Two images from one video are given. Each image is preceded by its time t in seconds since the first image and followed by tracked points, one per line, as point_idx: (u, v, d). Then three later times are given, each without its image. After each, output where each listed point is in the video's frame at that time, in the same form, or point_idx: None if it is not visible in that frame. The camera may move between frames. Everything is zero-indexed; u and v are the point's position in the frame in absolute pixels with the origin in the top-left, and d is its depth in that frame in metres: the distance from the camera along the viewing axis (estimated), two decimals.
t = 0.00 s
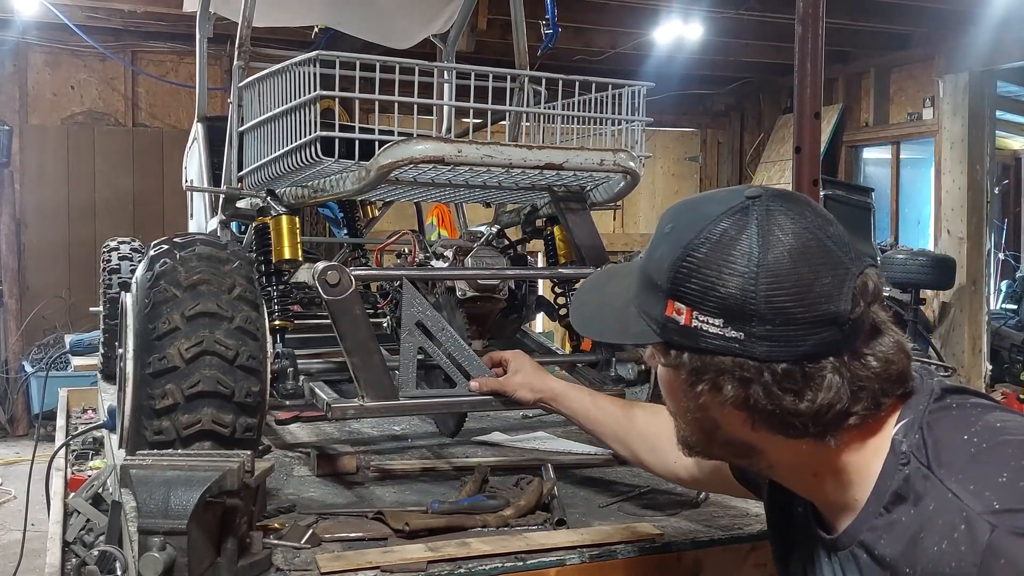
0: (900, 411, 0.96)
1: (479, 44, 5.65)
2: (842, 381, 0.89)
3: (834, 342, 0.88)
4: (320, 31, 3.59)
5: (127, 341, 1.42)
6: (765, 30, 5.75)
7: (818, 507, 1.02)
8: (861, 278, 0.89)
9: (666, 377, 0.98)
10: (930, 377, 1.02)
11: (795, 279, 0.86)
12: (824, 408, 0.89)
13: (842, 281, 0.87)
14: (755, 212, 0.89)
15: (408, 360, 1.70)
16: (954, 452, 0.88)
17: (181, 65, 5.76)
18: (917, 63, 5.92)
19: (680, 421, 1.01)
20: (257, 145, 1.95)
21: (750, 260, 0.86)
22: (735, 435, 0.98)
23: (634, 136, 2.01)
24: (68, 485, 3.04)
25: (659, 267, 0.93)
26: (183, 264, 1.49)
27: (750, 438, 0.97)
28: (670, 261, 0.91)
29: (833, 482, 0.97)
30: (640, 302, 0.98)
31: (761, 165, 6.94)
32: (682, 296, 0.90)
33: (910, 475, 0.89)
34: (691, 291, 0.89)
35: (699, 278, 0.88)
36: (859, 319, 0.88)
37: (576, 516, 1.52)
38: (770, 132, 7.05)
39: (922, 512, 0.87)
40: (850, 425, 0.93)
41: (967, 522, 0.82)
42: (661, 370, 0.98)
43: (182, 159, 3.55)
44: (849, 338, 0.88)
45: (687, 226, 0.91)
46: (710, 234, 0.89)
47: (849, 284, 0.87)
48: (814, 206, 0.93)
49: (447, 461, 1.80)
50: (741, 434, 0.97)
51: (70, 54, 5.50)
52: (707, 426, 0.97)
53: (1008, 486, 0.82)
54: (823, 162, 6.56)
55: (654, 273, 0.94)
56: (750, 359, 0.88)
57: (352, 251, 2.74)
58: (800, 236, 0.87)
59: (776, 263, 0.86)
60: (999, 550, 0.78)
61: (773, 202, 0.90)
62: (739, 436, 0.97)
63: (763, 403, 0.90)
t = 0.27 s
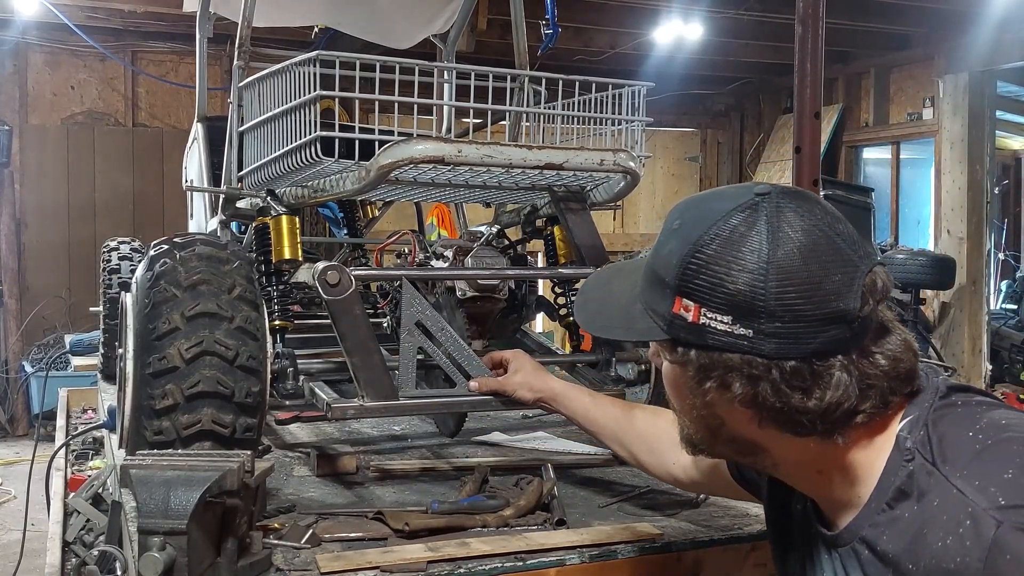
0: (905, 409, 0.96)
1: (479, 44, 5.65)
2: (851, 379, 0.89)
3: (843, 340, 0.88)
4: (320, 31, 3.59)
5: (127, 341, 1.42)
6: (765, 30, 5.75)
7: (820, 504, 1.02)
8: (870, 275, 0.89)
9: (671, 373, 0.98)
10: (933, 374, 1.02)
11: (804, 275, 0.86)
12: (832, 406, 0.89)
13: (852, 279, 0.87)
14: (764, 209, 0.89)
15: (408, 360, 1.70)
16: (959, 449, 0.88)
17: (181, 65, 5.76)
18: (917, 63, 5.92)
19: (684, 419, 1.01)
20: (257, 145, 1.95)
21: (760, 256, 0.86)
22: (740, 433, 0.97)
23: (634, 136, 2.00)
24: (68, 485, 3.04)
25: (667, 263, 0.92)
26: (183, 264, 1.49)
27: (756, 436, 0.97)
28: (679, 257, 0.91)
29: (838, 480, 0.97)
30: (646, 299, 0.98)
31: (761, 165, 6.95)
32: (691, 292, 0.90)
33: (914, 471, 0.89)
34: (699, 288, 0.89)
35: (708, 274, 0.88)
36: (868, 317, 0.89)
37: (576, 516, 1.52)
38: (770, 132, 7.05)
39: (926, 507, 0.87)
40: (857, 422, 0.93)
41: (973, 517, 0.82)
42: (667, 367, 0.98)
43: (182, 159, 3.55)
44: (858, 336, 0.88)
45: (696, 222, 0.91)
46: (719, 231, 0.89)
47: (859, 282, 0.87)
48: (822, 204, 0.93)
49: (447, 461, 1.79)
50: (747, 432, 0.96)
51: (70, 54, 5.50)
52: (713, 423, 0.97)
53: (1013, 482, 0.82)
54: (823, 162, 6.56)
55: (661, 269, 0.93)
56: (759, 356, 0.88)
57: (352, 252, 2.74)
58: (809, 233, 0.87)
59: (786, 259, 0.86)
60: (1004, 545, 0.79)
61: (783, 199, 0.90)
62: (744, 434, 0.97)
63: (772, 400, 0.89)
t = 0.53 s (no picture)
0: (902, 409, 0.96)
1: (479, 44, 5.65)
2: (850, 380, 0.89)
3: (842, 341, 0.88)
4: (320, 31, 3.59)
5: (127, 341, 1.42)
6: (765, 30, 5.76)
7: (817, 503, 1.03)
8: (868, 276, 0.89)
9: (671, 373, 0.98)
10: (931, 374, 1.03)
11: (804, 276, 0.86)
12: (831, 407, 0.89)
13: (851, 279, 0.87)
14: (764, 209, 0.89)
15: (407, 360, 1.70)
16: (956, 449, 0.88)
17: (181, 65, 5.76)
18: (917, 63, 5.92)
19: (684, 418, 1.01)
20: (256, 145, 1.95)
21: (759, 256, 0.86)
22: (740, 433, 0.97)
23: (634, 136, 2.00)
24: (68, 485, 3.04)
25: (667, 264, 0.93)
26: (183, 264, 1.49)
27: (755, 436, 0.97)
28: (678, 257, 0.91)
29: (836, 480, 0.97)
30: (645, 299, 0.98)
31: (761, 164, 6.95)
32: (690, 293, 0.90)
33: (911, 470, 0.89)
34: (699, 288, 0.89)
35: (707, 275, 0.88)
36: (867, 318, 0.89)
37: (576, 516, 1.52)
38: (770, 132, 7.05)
39: (923, 507, 0.87)
40: (857, 423, 0.93)
41: (970, 516, 0.82)
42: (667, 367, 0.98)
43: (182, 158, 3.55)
44: (857, 337, 0.89)
45: (695, 223, 0.91)
46: (719, 231, 0.89)
47: (858, 283, 0.87)
48: (822, 204, 0.93)
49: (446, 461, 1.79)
50: (747, 432, 0.96)
51: (70, 54, 5.50)
52: (712, 423, 0.97)
53: (1010, 482, 0.82)
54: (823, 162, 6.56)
55: (661, 270, 0.94)
56: (758, 356, 0.88)
57: (352, 252, 2.74)
58: (809, 233, 0.87)
59: (786, 259, 0.86)
60: (1001, 545, 0.78)
61: (782, 199, 0.90)
62: (744, 434, 0.97)
63: (771, 400, 0.89)
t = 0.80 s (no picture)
0: (902, 410, 0.96)
1: (479, 44, 5.65)
2: (852, 379, 0.89)
3: (844, 340, 0.88)
4: (320, 30, 3.59)
5: (127, 341, 1.42)
6: (765, 30, 5.76)
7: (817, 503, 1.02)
8: (869, 275, 0.89)
9: (672, 371, 0.98)
10: (932, 374, 1.02)
11: (806, 275, 0.86)
12: (832, 406, 0.89)
13: (853, 278, 0.87)
14: (765, 208, 0.89)
15: (407, 360, 1.70)
16: (956, 450, 0.88)
17: (181, 65, 5.77)
18: (917, 63, 5.92)
19: (684, 416, 1.01)
20: (257, 145, 1.95)
21: (761, 256, 0.86)
22: (740, 432, 0.97)
23: (634, 136, 2.00)
24: (68, 485, 3.03)
25: (667, 263, 0.92)
26: (183, 264, 1.49)
27: (755, 435, 0.96)
28: (680, 256, 0.91)
29: (836, 480, 0.97)
30: (646, 298, 0.98)
31: (762, 164, 6.95)
32: (692, 291, 0.90)
33: (911, 471, 0.89)
34: (700, 287, 0.89)
35: (708, 274, 0.88)
36: (868, 317, 0.89)
37: (576, 516, 1.52)
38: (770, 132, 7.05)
39: (923, 508, 0.87)
40: (858, 423, 0.93)
41: (970, 518, 0.82)
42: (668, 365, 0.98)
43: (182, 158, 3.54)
44: (858, 336, 0.89)
45: (697, 221, 0.91)
46: (720, 230, 0.89)
47: (860, 282, 0.87)
48: (823, 202, 0.93)
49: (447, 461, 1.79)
50: (747, 431, 0.96)
51: (70, 54, 5.50)
52: (712, 422, 0.97)
53: (1010, 483, 0.82)
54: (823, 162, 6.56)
55: (662, 268, 0.93)
56: (759, 355, 0.88)
57: (352, 252, 2.74)
58: (811, 232, 0.87)
59: (788, 258, 0.86)
60: (1002, 548, 0.79)
61: (784, 198, 0.90)
62: (744, 433, 0.97)
63: (772, 399, 0.89)
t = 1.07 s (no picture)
0: (910, 405, 0.96)
1: (479, 44, 5.65)
2: (862, 366, 0.89)
3: (856, 327, 0.88)
4: (320, 31, 3.59)
5: (127, 341, 1.42)
6: (765, 30, 5.76)
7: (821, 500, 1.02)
8: (885, 267, 0.90)
9: (682, 352, 0.98)
10: (939, 371, 1.03)
11: (824, 260, 0.86)
12: (841, 392, 0.89)
13: (869, 269, 0.87)
14: (789, 192, 0.89)
15: (407, 360, 1.70)
16: (963, 447, 0.88)
17: (181, 65, 5.77)
18: (917, 63, 5.92)
19: (691, 402, 1.00)
20: (257, 145, 1.95)
21: (782, 237, 0.86)
22: (745, 419, 0.97)
23: (634, 136, 2.00)
24: (68, 485, 3.03)
25: (686, 241, 0.92)
26: (183, 264, 1.49)
27: (759, 423, 0.96)
28: (699, 233, 0.91)
29: (840, 471, 0.96)
30: (660, 277, 0.98)
31: (762, 164, 6.95)
32: (708, 269, 0.90)
33: (917, 468, 0.89)
34: (717, 264, 0.89)
35: (727, 252, 0.88)
36: (882, 308, 0.89)
37: (576, 516, 1.52)
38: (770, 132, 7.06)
39: (929, 507, 0.87)
40: (863, 413, 0.93)
41: (978, 516, 0.82)
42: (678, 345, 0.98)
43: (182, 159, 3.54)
44: (871, 326, 0.89)
45: (719, 201, 0.91)
46: (743, 210, 0.89)
47: (876, 273, 0.88)
48: (845, 196, 0.93)
49: (447, 461, 1.79)
50: (752, 418, 0.96)
51: (70, 54, 5.50)
52: (719, 406, 0.96)
53: (1019, 481, 0.83)
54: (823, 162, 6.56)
55: (680, 247, 0.93)
56: (771, 336, 0.88)
57: (353, 252, 2.74)
58: (832, 220, 0.87)
59: (808, 242, 0.86)
60: (1009, 545, 0.79)
61: (807, 185, 0.90)
62: (749, 420, 0.96)
63: (780, 381, 0.89)
